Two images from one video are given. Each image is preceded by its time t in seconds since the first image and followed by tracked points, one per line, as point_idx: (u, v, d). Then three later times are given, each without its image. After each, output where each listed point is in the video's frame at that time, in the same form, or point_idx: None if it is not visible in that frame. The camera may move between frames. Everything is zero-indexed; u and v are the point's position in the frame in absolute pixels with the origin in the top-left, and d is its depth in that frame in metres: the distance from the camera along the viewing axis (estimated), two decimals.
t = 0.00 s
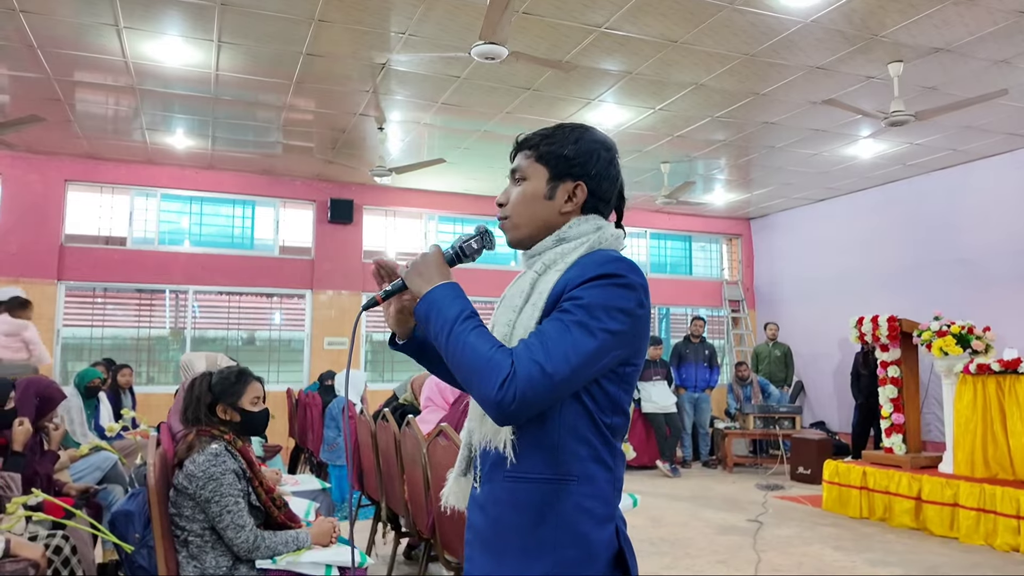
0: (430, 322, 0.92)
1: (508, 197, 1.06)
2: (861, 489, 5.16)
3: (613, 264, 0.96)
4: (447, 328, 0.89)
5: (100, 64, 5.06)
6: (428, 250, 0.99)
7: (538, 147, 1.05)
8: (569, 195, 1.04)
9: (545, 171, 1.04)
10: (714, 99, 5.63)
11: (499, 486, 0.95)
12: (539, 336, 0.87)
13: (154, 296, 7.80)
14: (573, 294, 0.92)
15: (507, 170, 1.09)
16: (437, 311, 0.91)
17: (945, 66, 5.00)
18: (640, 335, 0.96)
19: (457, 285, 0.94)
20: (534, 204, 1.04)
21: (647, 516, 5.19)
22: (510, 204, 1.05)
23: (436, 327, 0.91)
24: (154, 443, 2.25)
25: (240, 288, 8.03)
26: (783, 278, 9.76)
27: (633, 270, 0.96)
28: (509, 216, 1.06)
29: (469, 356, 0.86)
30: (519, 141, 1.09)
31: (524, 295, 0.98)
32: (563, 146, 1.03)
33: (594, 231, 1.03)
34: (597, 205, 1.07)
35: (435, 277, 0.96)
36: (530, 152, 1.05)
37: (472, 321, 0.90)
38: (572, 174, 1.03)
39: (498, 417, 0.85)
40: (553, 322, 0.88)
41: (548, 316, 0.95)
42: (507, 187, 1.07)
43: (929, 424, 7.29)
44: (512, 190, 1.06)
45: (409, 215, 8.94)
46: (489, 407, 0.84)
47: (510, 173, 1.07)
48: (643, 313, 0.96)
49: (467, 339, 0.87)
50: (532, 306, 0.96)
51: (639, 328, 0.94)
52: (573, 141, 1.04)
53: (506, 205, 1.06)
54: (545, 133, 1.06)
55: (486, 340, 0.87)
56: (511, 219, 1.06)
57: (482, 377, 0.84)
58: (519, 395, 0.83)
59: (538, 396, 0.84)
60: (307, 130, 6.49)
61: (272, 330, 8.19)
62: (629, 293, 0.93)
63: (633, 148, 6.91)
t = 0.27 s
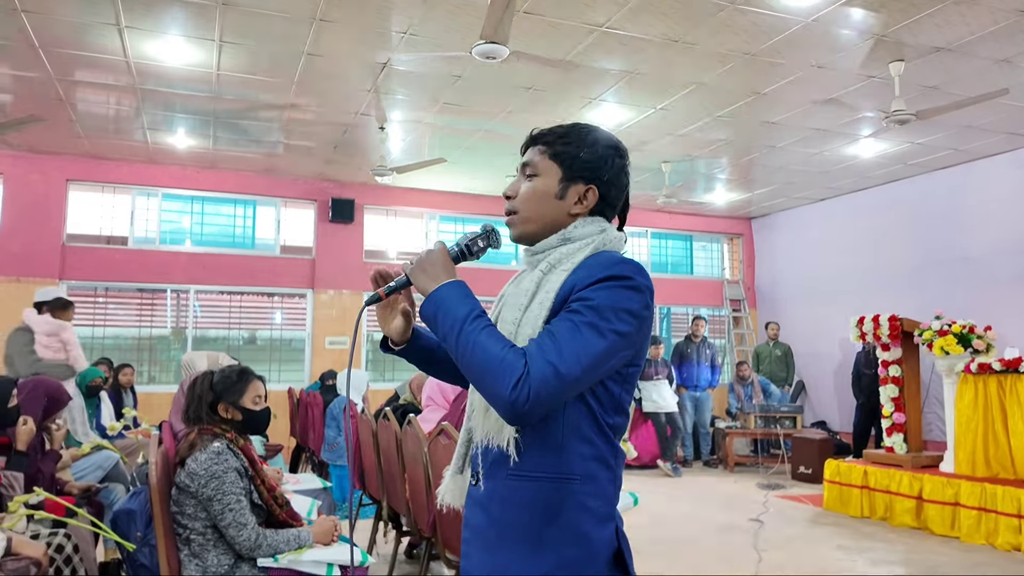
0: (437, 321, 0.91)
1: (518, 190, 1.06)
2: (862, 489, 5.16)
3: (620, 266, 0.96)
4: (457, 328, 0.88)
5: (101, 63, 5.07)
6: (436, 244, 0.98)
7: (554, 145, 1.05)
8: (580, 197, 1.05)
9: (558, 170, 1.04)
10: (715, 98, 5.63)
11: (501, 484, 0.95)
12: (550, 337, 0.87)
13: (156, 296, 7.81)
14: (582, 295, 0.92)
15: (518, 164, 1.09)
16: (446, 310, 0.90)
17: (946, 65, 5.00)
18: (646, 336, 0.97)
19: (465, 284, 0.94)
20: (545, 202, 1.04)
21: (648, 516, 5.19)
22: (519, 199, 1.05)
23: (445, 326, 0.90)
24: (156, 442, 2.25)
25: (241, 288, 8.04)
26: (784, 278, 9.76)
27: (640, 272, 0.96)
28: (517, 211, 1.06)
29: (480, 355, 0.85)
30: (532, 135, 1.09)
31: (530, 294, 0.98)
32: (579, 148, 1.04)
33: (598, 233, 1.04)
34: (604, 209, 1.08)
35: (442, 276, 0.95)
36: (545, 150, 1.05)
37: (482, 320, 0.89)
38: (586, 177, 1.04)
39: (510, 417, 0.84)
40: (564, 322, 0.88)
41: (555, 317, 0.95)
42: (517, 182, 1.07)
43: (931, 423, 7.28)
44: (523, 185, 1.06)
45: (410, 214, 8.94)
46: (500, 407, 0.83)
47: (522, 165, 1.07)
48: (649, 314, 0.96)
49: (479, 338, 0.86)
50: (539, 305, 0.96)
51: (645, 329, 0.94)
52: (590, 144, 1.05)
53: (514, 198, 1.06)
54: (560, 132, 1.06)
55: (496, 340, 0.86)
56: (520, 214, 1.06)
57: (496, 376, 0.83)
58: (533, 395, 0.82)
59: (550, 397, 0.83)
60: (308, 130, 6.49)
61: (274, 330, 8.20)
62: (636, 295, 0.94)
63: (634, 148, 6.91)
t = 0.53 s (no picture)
0: (457, 326, 0.88)
1: (530, 196, 1.05)
2: (864, 488, 5.16)
3: (631, 268, 0.98)
4: (480, 334, 0.86)
5: (103, 62, 5.07)
6: (449, 244, 0.95)
7: (567, 150, 1.05)
8: (593, 203, 1.07)
9: (572, 176, 1.05)
10: (717, 97, 5.63)
11: (506, 481, 0.95)
12: (574, 344, 0.87)
13: (157, 295, 7.81)
14: (599, 299, 0.93)
15: (525, 164, 1.06)
16: (466, 316, 0.88)
17: (948, 63, 5.00)
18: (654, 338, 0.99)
19: (483, 287, 0.91)
20: (561, 208, 1.05)
21: (650, 515, 5.19)
22: (534, 204, 1.05)
23: (466, 332, 0.87)
24: (159, 439, 2.25)
25: (243, 287, 8.04)
26: (785, 277, 9.76)
27: (651, 274, 0.98)
28: (531, 216, 1.05)
29: (508, 364, 0.83)
30: (537, 133, 1.07)
31: (540, 294, 0.99)
32: (593, 154, 1.05)
33: (605, 234, 1.08)
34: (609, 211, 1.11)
35: (460, 278, 0.92)
36: (557, 154, 1.05)
37: (504, 327, 0.87)
38: (599, 183, 1.06)
39: (538, 426, 0.83)
40: (585, 328, 0.89)
41: (568, 319, 0.96)
42: (529, 184, 1.06)
43: (933, 422, 7.28)
44: (535, 189, 1.05)
45: (411, 213, 8.94)
46: (529, 417, 0.82)
47: (531, 169, 1.05)
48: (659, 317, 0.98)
49: (505, 346, 0.84)
50: (552, 306, 0.96)
51: (656, 331, 0.97)
52: (601, 149, 1.06)
53: (526, 203, 1.05)
54: (571, 134, 1.05)
55: (523, 347, 0.85)
56: (534, 219, 1.05)
57: (526, 388, 0.82)
58: (564, 404, 0.81)
59: (578, 405, 0.83)
60: (309, 129, 6.50)
61: (275, 329, 8.20)
62: (649, 298, 0.96)
63: (636, 146, 6.90)
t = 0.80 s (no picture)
0: (482, 335, 0.85)
1: (532, 200, 1.04)
2: (867, 488, 5.15)
3: (639, 269, 1.01)
4: (510, 341, 0.83)
5: (106, 63, 5.08)
6: (460, 248, 0.91)
7: (566, 153, 1.05)
8: (589, 205, 1.09)
9: (572, 180, 1.05)
10: (719, 97, 5.63)
11: (529, 487, 0.95)
12: (601, 346, 0.88)
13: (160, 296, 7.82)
14: (617, 301, 0.95)
15: (522, 168, 1.05)
16: (491, 325, 0.85)
17: (951, 63, 4.98)
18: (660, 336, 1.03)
19: (503, 294, 0.88)
20: (563, 212, 1.05)
21: (652, 515, 5.19)
22: (536, 208, 1.04)
23: (492, 340, 0.84)
24: (161, 439, 2.26)
25: (246, 287, 8.06)
26: (788, 277, 9.75)
27: (656, 274, 1.01)
28: (534, 220, 1.04)
29: (544, 370, 0.81)
30: (533, 138, 1.06)
31: (552, 297, 0.98)
32: (589, 159, 1.07)
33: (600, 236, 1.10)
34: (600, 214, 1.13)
35: (478, 285, 0.89)
36: (556, 157, 1.05)
37: (531, 333, 0.85)
38: (595, 186, 1.08)
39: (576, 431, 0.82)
40: (609, 330, 0.90)
41: (584, 322, 0.97)
42: (529, 189, 1.05)
43: (936, 423, 7.26)
44: (536, 193, 1.04)
45: (413, 214, 8.95)
46: (569, 423, 0.81)
47: (532, 173, 1.05)
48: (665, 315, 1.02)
49: (539, 352, 0.82)
50: (568, 310, 0.96)
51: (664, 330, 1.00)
52: (595, 152, 1.08)
53: (528, 208, 1.04)
54: (568, 138, 1.06)
55: (554, 352, 0.84)
56: (537, 223, 1.05)
57: (566, 394, 0.80)
58: (602, 407, 0.82)
59: (612, 407, 0.84)
60: (312, 129, 6.51)
61: (278, 329, 8.21)
62: (660, 298, 0.99)
63: (638, 146, 6.90)
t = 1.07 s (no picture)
0: (500, 334, 0.84)
1: (538, 198, 1.04)
2: (868, 488, 5.14)
3: (646, 266, 1.01)
4: (529, 339, 0.82)
5: (107, 63, 5.08)
6: (469, 245, 0.90)
7: (570, 152, 1.05)
8: (591, 203, 1.09)
9: (575, 178, 1.05)
10: (721, 96, 5.62)
11: (543, 486, 0.95)
12: (616, 342, 0.88)
13: (162, 295, 7.83)
14: (628, 298, 0.95)
15: (526, 166, 1.05)
16: (509, 322, 0.84)
17: (954, 62, 4.97)
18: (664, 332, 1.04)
19: (518, 292, 0.87)
20: (568, 210, 1.05)
21: (654, 515, 5.18)
22: (541, 206, 1.04)
23: (511, 339, 0.83)
24: (161, 438, 2.26)
25: (247, 287, 8.06)
26: (790, 276, 9.74)
27: (661, 270, 1.02)
28: (539, 219, 1.04)
29: (565, 368, 0.81)
30: (536, 136, 1.06)
31: (562, 295, 0.98)
32: (592, 157, 1.07)
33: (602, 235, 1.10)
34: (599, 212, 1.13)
35: (492, 282, 0.88)
36: (561, 155, 1.04)
37: (548, 331, 0.85)
38: (596, 184, 1.08)
39: (597, 427, 0.83)
40: (622, 326, 0.91)
41: (595, 319, 0.97)
42: (533, 187, 1.04)
43: (938, 422, 7.25)
44: (541, 192, 1.04)
45: (415, 213, 8.95)
46: (590, 419, 0.82)
47: (536, 172, 1.04)
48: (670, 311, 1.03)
49: (560, 350, 0.82)
50: (579, 307, 0.96)
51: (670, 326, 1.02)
52: (597, 151, 1.08)
53: (534, 206, 1.04)
54: (571, 137, 1.06)
55: (573, 350, 0.84)
56: (542, 221, 1.04)
57: (589, 391, 0.81)
58: (623, 402, 0.83)
59: (631, 402, 0.85)
60: (313, 129, 6.51)
61: (279, 328, 8.22)
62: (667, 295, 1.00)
63: (640, 146, 6.89)
